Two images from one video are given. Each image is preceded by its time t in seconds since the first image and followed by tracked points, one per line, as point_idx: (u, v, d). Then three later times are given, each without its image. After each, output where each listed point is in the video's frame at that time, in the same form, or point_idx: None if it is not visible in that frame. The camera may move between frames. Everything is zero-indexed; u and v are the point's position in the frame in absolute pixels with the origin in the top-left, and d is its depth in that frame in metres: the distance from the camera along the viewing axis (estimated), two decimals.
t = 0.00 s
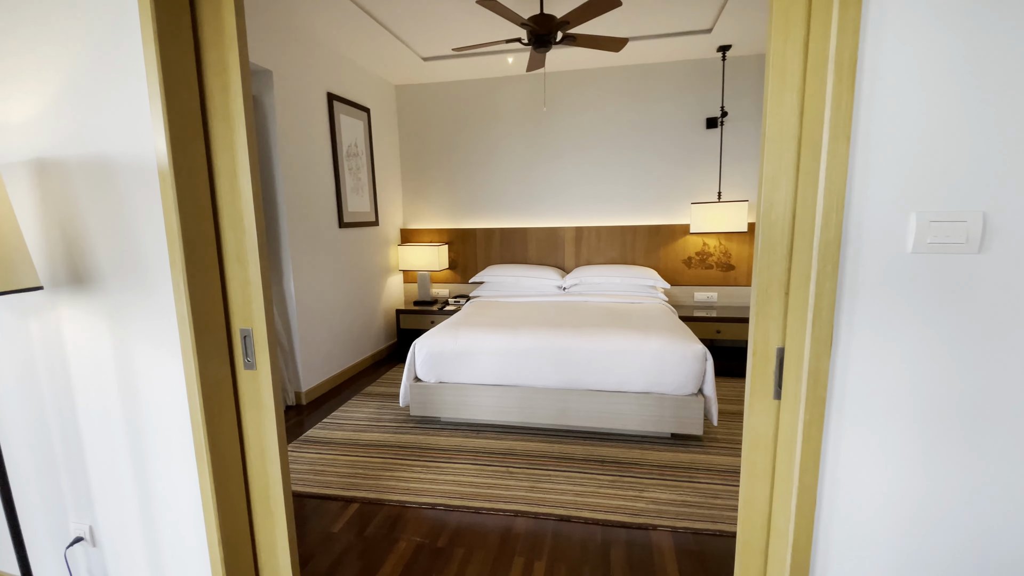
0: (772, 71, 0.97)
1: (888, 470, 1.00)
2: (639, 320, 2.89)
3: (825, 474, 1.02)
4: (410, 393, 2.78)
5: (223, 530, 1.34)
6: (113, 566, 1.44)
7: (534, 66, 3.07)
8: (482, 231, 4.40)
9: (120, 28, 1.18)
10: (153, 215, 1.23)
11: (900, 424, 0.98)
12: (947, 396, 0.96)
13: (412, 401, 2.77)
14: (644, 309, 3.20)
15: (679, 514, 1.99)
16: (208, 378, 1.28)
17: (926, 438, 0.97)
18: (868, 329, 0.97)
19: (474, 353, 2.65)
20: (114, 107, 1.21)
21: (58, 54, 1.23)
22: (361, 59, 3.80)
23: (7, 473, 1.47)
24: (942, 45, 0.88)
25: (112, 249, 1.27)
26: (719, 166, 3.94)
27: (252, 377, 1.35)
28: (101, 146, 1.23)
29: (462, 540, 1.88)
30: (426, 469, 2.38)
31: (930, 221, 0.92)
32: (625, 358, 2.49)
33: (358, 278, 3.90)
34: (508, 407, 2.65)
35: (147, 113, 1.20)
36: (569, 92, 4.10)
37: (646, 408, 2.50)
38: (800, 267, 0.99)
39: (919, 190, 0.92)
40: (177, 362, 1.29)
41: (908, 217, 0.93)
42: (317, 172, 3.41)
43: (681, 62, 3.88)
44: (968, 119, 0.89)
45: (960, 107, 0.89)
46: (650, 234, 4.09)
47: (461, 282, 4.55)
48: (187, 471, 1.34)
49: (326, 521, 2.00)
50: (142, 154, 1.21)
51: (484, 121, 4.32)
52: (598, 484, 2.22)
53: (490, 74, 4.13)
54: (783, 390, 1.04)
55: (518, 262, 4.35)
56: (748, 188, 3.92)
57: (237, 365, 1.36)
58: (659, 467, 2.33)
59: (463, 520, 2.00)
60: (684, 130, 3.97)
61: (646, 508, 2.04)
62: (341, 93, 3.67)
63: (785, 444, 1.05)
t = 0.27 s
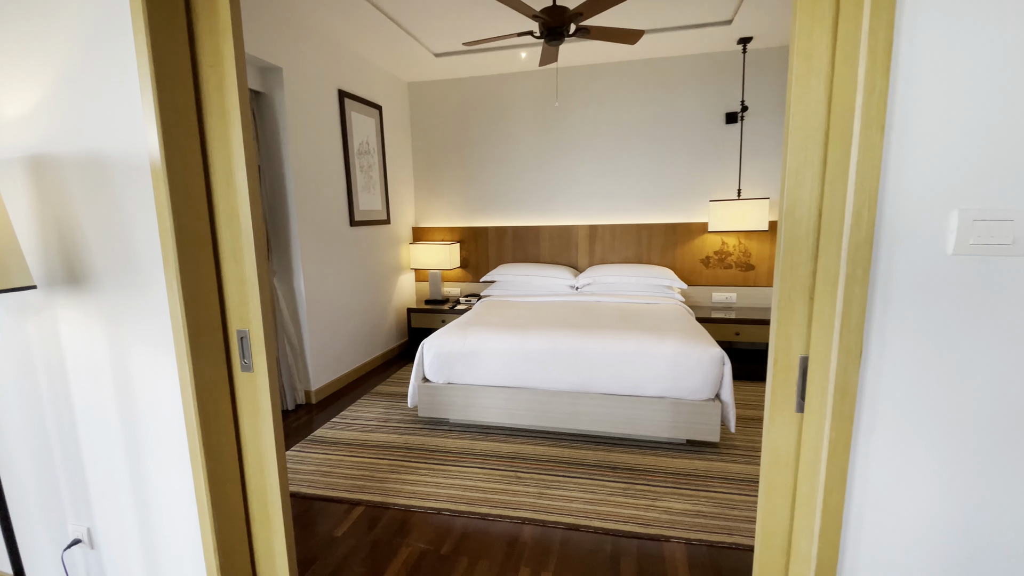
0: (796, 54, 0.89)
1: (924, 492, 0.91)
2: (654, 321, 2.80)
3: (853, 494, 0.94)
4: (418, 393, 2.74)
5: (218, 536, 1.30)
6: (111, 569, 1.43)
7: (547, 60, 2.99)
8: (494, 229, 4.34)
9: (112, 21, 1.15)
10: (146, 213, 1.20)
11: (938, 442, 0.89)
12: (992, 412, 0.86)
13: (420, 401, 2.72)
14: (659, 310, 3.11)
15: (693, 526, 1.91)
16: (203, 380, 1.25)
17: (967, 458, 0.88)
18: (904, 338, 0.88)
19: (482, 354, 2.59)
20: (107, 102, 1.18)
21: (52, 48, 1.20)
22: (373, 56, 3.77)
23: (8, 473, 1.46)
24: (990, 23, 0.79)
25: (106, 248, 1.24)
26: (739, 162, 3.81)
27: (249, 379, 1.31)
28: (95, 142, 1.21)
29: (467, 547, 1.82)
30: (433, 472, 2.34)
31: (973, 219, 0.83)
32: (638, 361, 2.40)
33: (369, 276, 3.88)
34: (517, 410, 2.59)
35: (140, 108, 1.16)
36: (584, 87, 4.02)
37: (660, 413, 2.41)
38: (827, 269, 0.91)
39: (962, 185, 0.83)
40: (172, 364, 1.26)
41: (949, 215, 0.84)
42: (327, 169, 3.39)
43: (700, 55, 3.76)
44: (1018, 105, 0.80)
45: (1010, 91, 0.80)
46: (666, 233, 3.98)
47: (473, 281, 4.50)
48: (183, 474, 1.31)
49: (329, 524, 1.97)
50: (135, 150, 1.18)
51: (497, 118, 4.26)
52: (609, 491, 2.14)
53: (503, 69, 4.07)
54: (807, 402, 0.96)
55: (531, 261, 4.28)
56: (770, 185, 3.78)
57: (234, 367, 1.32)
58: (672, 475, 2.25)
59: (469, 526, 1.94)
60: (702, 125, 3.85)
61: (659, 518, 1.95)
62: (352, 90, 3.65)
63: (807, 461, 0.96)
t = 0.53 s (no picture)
0: (824, 34, 0.82)
1: (961, 509, 0.84)
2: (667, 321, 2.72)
3: (882, 510, 0.87)
4: (425, 394, 2.70)
5: (217, 540, 1.27)
6: (111, 570, 1.42)
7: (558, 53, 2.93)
8: (504, 227, 4.29)
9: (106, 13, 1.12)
10: (141, 210, 1.17)
11: (978, 455, 0.82)
12: None
13: (427, 402, 2.68)
14: (672, 310, 3.03)
15: (707, 534, 1.83)
16: (201, 382, 1.22)
17: (1011, 473, 0.81)
18: (941, 342, 0.81)
19: (490, 354, 2.54)
20: (102, 98, 1.16)
21: (48, 43, 1.18)
22: (382, 52, 3.74)
23: (12, 472, 1.46)
24: None
25: (102, 246, 1.22)
26: (756, 158, 3.71)
27: (249, 381, 1.28)
28: (91, 139, 1.19)
29: (473, 553, 1.77)
30: (440, 473, 2.29)
31: (1019, 214, 0.76)
32: (651, 363, 2.34)
33: (378, 275, 3.86)
34: (526, 411, 2.54)
35: (134, 102, 1.14)
36: (595, 83, 3.94)
37: (673, 416, 2.34)
38: (857, 268, 0.84)
39: (1006, 176, 0.76)
40: (170, 364, 1.23)
41: (992, 208, 0.77)
42: (336, 167, 3.37)
43: (716, 49, 3.67)
44: None
45: None
46: (680, 231, 3.89)
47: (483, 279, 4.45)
48: (180, 476, 1.29)
49: (334, 526, 1.94)
50: (130, 146, 1.16)
51: (508, 115, 4.20)
52: (620, 497, 2.07)
53: (514, 65, 4.01)
54: (833, 409, 0.89)
55: (541, 259, 4.22)
56: (788, 181, 3.68)
57: (234, 367, 1.29)
58: (686, 480, 2.17)
59: (475, 531, 1.89)
60: (717, 120, 3.75)
61: (671, 526, 1.88)
62: (361, 87, 3.62)
63: (833, 474, 0.90)
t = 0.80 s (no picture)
0: (854, 12, 0.77)
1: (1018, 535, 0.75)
2: (677, 320, 2.66)
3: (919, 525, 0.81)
4: (429, 394, 2.65)
5: (212, 548, 1.23)
6: None
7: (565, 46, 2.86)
8: (509, 225, 4.24)
9: None
10: (132, 205, 1.13)
11: None
12: None
13: (431, 402, 2.63)
14: (682, 309, 2.96)
15: (721, 541, 1.76)
16: (196, 383, 1.18)
17: None
18: (989, 347, 0.73)
19: (496, 354, 2.49)
20: (90, 88, 1.12)
21: (35, 32, 1.14)
22: (386, 48, 3.69)
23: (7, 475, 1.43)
24: None
25: (93, 242, 1.18)
26: (767, 153, 3.63)
27: (245, 382, 1.23)
28: (80, 131, 1.14)
29: (478, 559, 1.72)
30: (445, 476, 2.25)
31: None
32: (661, 363, 2.27)
33: (383, 274, 3.82)
34: (532, 412, 2.48)
35: (124, 93, 1.09)
36: (602, 77, 3.88)
37: (683, 418, 2.28)
38: (890, 263, 0.78)
39: None
40: (162, 364, 1.19)
41: None
42: (339, 164, 3.33)
43: (726, 42, 3.59)
44: None
45: None
46: (689, 227, 3.81)
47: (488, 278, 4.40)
48: (175, 480, 1.25)
49: (336, 531, 1.90)
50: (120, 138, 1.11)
51: (513, 111, 4.15)
52: (629, 501, 2.01)
53: (520, 60, 3.95)
54: (864, 414, 0.83)
55: (548, 257, 4.16)
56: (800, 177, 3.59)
57: (230, 368, 1.24)
58: (697, 484, 2.11)
59: (480, 536, 1.84)
60: (728, 114, 3.67)
61: (682, 532, 1.82)
62: (365, 83, 3.58)
63: (863, 483, 0.84)
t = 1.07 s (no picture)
0: None
1: None
2: (682, 319, 2.60)
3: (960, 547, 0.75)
4: (429, 396, 2.58)
5: (201, 564, 1.16)
6: None
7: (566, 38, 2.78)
8: (509, 223, 4.17)
9: None
10: (112, 202, 1.06)
11: None
12: None
13: (431, 405, 2.57)
14: (686, 308, 2.90)
15: (732, 549, 1.70)
16: (181, 391, 1.11)
17: None
18: None
19: (497, 355, 2.42)
20: (65, 76, 1.04)
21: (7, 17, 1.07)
22: (383, 42, 3.62)
23: None
24: None
25: (72, 241, 1.11)
26: (771, 148, 3.56)
27: (234, 389, 1.16)
28: (56, 123, 1.07)
29: (480, 569, 1.66)
30: (445, 481, 2.18)
31: None
32: (667, 364, 2.21)
33: (380, 272, 3.75)
34: (534, 415, 2.42)
35: (100, 81, 1.02)
36: (603, 72, 3.81)
37: (689, 420, 2.22)
38: (933, 264, 0.72)
39: None
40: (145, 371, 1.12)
41: None
42: (335, 161, 3.25)
43: (729, 35, 3.52)
44: None
45: None
46: (692, 224, 3.75)
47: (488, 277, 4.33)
48: (161, 493, 1.18)
49: (333, 540, 1.83)
50: (98, 131, 1.04)
51: (513, 106, 4.08)
52: (636, 507, 1.95)
53: (519, 54, 3.88)
54: (900, 426, 0.77)
55: (548, 255, 4.09)
56: (804, 173, 3.53)
57: (218, 375, 1.18)
58: (705, 488, 2.04)
59: (482, 545, 1.78)
60: (731, 109, 3.61)
61: (691, 539, 1.75)
62: (361, 77, 3.50)
63: (899, 499, 0.78)
